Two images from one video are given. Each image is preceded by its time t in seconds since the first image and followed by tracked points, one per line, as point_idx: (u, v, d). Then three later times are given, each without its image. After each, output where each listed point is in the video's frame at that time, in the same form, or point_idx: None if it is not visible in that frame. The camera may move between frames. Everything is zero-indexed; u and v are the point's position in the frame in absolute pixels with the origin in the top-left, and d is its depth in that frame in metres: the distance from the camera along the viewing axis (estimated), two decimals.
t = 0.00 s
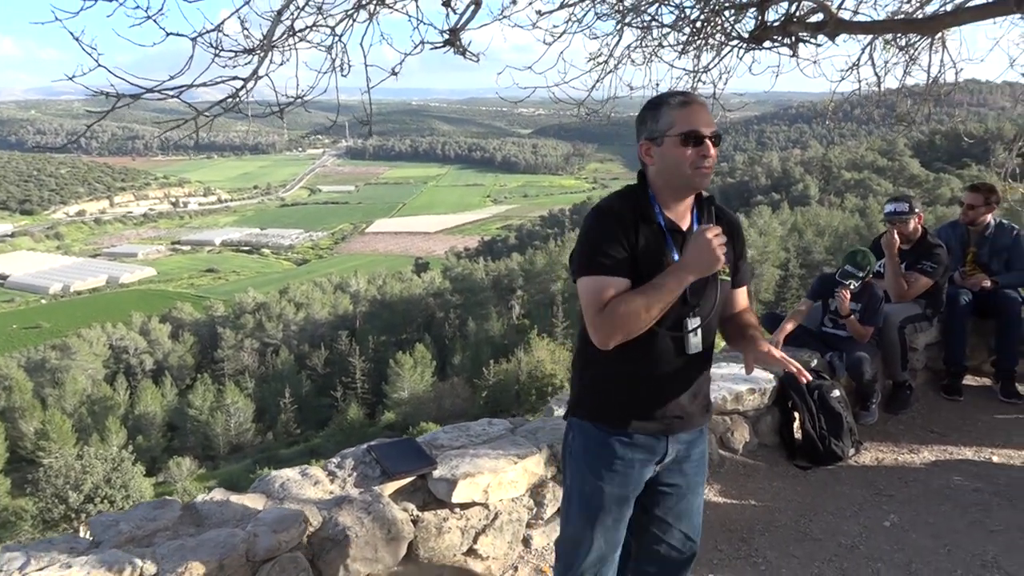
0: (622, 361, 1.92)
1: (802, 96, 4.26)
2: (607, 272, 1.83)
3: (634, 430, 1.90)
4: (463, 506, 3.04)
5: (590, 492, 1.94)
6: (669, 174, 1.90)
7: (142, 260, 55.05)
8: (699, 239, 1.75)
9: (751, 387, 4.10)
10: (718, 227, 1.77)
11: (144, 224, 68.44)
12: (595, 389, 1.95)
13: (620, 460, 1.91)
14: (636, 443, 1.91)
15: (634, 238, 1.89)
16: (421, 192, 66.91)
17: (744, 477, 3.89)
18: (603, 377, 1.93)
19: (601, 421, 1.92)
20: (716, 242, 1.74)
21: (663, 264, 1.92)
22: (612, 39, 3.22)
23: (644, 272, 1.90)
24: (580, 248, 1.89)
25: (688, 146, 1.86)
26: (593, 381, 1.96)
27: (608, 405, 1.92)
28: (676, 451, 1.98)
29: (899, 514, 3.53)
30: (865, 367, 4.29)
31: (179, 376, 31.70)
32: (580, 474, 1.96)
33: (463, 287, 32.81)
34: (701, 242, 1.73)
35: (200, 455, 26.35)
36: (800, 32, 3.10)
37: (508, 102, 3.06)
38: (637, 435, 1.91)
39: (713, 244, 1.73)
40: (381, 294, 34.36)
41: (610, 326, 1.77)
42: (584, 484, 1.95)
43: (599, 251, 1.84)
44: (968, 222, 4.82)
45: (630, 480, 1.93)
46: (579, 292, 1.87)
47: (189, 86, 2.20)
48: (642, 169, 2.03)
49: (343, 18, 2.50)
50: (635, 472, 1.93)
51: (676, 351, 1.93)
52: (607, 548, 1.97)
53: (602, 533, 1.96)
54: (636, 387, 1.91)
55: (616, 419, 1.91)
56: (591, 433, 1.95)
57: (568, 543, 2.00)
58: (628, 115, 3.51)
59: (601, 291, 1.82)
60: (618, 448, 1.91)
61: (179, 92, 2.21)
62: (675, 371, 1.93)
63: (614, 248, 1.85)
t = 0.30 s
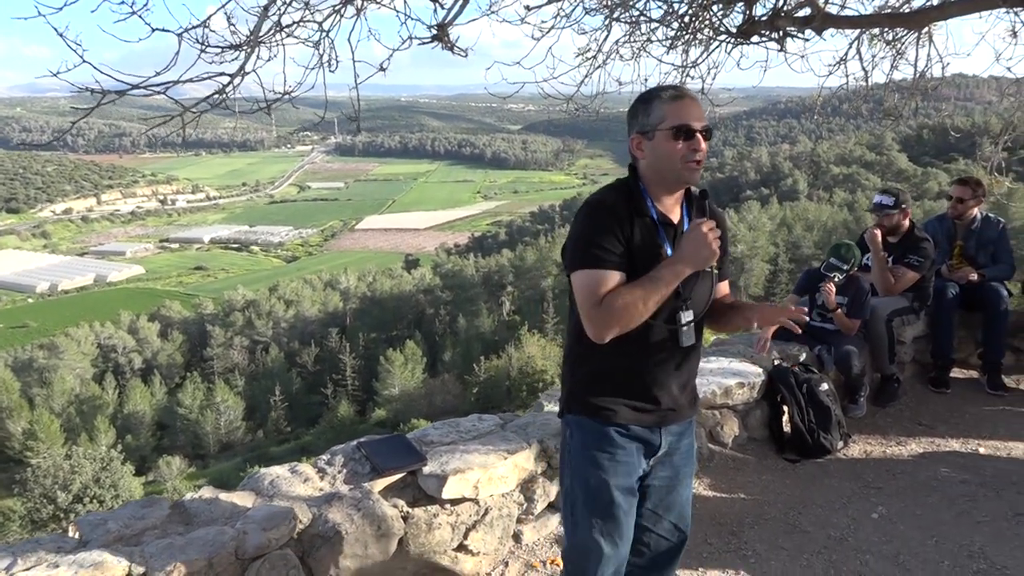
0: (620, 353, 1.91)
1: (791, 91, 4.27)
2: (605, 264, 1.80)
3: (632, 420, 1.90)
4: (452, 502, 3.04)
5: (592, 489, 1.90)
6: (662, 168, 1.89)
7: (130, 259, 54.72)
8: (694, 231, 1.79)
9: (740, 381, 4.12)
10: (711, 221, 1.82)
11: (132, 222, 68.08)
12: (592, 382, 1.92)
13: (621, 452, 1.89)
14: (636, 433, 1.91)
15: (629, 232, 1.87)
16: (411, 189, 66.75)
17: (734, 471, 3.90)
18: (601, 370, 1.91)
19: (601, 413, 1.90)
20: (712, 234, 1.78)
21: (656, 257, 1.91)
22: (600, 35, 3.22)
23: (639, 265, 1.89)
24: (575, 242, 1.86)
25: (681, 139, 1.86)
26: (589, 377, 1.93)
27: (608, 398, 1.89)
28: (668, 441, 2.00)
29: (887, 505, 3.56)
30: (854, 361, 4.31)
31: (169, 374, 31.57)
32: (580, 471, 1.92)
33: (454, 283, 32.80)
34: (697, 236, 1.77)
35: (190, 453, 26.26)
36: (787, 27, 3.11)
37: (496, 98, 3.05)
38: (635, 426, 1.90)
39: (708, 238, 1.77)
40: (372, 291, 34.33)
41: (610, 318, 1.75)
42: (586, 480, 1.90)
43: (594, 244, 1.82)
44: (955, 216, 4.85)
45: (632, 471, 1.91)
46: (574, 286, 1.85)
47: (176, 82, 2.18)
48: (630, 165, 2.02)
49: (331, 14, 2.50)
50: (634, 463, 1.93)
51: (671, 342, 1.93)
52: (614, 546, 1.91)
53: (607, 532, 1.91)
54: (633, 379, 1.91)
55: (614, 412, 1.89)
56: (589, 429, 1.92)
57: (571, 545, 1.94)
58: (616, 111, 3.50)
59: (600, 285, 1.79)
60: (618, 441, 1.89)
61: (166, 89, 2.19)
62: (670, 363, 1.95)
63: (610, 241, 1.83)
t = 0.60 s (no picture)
0: (619, 356, 1.89)
1: (778, 90, 4.29)
2: (598, 266, 1.79)
3: (631, 424, 1.89)
4: (442, 503, 3.04)
5: (591, 494, 1.90)
6: (648, 169, 1.90)
7: (117, 260, 54.37)
8: (684, 228, 1.81)
9: (729, 379, 4.13)
10: (701, 218, 1.83)
11: (119, 224, 67.67)
12: (586, 387, 1.91)
13: (618, 456, 1.90)
14: (633, 436, 1.91)
15: (619, 232, 1.87)
16: (399, 189, 66.66)
17: (722, 470, 3.91)
18: (598, 374, 1.89)
19: (598, 418, 1.88)
20: (700, 231, 1.79)
21: (646, 257, 1.92)
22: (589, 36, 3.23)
23: (631, 265, 1.90)
24: (566, 245, 1.85)
25: (668, 140, 1.87)
26: (584, 381, 1.92)
27: (603, 404, 1.88)
28: (665, 440, 2.00)
29: (875, 503, 3.58)
30: (842, 359, 4.34)
31: (157, 376, 31.43)
32: (578, 477, 1.92)
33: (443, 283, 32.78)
34: (688, 233, 1.78)
35: (179, 456, 26.14)
36: (774, 28, 3.13)
37: (484, 98, 3.05)
38: (632, 428, 1.90)
39: (698, 234, 1.78)
40: (361, 292, 34.26)
41: (606, 320, 1.74)
42: (583, 486, 1.91)
43: (587, 246, 1.81)
44: (941, 215, 4.89)
45: (629, 475, 1.93)
46: (567, 290, 1.83)
47: (162, 82, 2.17)
48: (615, 165, 2.02)
49: (318, 14, 2.49)
50: (632, 466, 1.93)
51: (666, 342, 1.93)
52: (615, 548, 1.93)
53: (605, 535, 1.91)
54: (630, 381, 1.91)
55: (610, 416, 1.88)
56: (585, 435, 1.91)
57: (570, 549, 1.95)
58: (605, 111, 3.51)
59: (595, 286, 1.77)
60: (617, 445, 1.89)
61: (152, 89, 2.18)
62: (666, 362, 1.95)
63: (602, 243, 1.82)
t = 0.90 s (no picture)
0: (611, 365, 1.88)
1: (760, 93, 4.32)
2: (592, 275, 1.76)
3: (625, 430, 1.89)
4: (424, 504, 3.03)
5: (587, 503, 1.89)
6: (627, 172, 1.91)
7: (98, 261, 53.86)
8: (671, 227, 1.84)
9: (711, 380, 4.15)
10: (686, 216, 1.87)
11: (99, 224, 66.96)
12: (577, 395, 1.89)
13: (613, 463, 1.89)
14: (627, 442, 1.90)
15: (606, 236, 1.87)
16: (383, 190, 66.56)
17: (704, 470, 3.93)
18: (592, 383, 1.87)
19: (593, 427, 1.87)
20: (687, 229, 1.82)
21: (633, 259, 1.92)
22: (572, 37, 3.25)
23: (620, 270, 1.89)
24: (553, 254, 1.82)
25: (644, 142, 1.88)
26: (575, 389, 1.90)
27: (597, 412, 1.87)
28: (654, 442, 2.01)
29: (854, 502, 3.61)
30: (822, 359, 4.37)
31: (137, 379, 31.22)
32: (573, 487, 1.90)
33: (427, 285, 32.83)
34: (676, 230, 1.81)
35: (160, 458, 25.93)
36: (755, 30, 3.15)
37: (468, 98, 3.06)
38: (626, 434, 1.90)
39: (685, 233, 1.82)
40: (344, 293, 34.17)
41: (608, 329, 1.73)
42: (580, 495, 1.89)
43: (577, 254, 1.78)
44: (918, 216, 4.96)
45: (623, 481, 1.92)
46: (558, 299, 1.80)
47: (142, 82, 2.15)
48: (589, 169, 2.01)
49: (300, 14, 2.49)
50: (625, 471, 1.93)
51: (655, 342, 1.95)
52: (611, 555, 1.93)
53: (603, 541, 1.91)
54: (624, 387, 1.90)
55: (605, 422, 1.87)
56: (578, 443, 1.89)
57: (567, 560, 1.93)
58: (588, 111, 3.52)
59: (591, 295, 1.75)
60: (610, 451, 1.88)
61: (133, 88, 2.16)
62: (656, 364, 1.96)
63: (589, 248, 1.80)
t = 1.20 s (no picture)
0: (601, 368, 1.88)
1: (741, 93, 4.34)
2: (585, 283, 1.76)
3: (611, 432, 1.90)
4: (407, 506, 3.03)
5: (574, 507, 1.89)
6: (614, 177, 1.92)
7: (77, 264, 53.29)
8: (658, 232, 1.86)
9: (693, 380, 4.16)
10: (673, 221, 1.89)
11: (78, 227, 66.17)
12: (566, 399, 1.89)
13: (600, 464, 1.90)
14: (613, 443, 1.92)
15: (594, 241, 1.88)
16: (366, 192, 66.43)
17: (686, 470, 3.95)
18: (580, 387, 1.88)
19: (581, 430, 1.87)
20: (676, 235, 1.85)
21: (621, 263, 1.93)
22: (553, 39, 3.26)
23: (609, 276, 1.90)
24: (544, 261, 1.81)
25: (630, 147, 1.89)
26: (563, 394, 1.90)
27: (586, 417, 1.87)
28: (636, 442, 2.02)
29: (835, 500, 3.64)
30: (803, 360, 4.41)
31: (118, 383, 30.95)
32: (559, 492, 1.89)
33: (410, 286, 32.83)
34: (665, 236, 1.84)
35: (142, 463, 25.70)
36: (735, 32, 3.18)
37: (450, 100, 3.07)
38: (611, 436, 1.91)
39: (674, 239, 1.85)
40: (327, 295, 34.07)
41: (603, 337, 1.74)
42: (566, 499, 1.89)
43: (568, 262, 1.78)
44: (895, 216, 5.03)
45: (609, 483, 1.93)
46: (550, 307, 1.80)
47: (121, 82, 2.12)
48: (573, 173, 2.01)
49: (280, 15, 2.47)
50: (610, 474, 1.94)
51: (640, 345, 1.97)
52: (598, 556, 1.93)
53: (591, 544, 1.91)
54: (613, 390, 1.91)
55: (593, 425, 1.88)
56: (565, 446, 1.90)
57: (554, 564, 1.92)
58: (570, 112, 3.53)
59: (584, 303, 1.75)
60: (597, 452, 1.89)
61: (111, 90, 2.12)
62: (641, 368, 1.97)
63: (579, 254, 1.80)
